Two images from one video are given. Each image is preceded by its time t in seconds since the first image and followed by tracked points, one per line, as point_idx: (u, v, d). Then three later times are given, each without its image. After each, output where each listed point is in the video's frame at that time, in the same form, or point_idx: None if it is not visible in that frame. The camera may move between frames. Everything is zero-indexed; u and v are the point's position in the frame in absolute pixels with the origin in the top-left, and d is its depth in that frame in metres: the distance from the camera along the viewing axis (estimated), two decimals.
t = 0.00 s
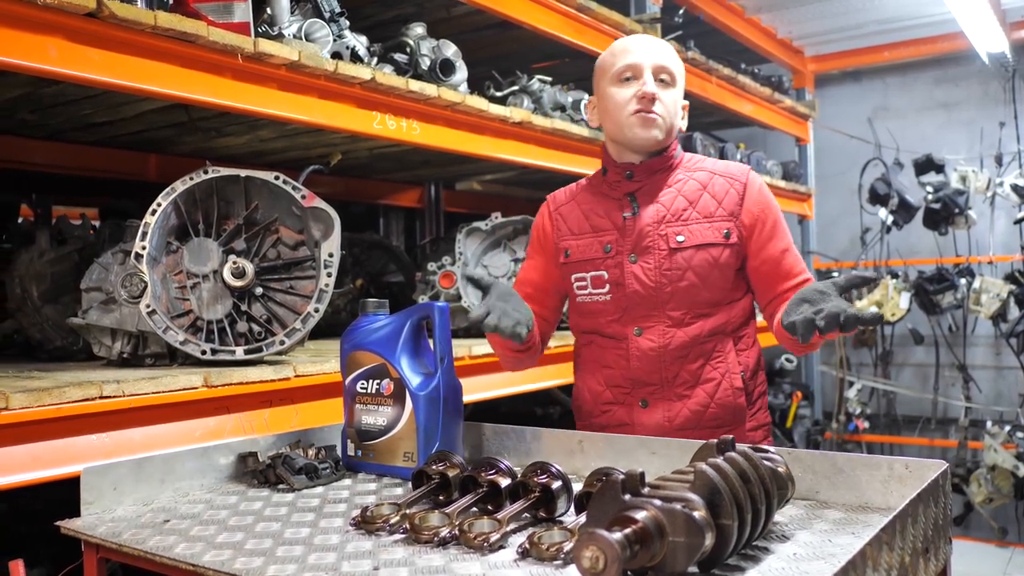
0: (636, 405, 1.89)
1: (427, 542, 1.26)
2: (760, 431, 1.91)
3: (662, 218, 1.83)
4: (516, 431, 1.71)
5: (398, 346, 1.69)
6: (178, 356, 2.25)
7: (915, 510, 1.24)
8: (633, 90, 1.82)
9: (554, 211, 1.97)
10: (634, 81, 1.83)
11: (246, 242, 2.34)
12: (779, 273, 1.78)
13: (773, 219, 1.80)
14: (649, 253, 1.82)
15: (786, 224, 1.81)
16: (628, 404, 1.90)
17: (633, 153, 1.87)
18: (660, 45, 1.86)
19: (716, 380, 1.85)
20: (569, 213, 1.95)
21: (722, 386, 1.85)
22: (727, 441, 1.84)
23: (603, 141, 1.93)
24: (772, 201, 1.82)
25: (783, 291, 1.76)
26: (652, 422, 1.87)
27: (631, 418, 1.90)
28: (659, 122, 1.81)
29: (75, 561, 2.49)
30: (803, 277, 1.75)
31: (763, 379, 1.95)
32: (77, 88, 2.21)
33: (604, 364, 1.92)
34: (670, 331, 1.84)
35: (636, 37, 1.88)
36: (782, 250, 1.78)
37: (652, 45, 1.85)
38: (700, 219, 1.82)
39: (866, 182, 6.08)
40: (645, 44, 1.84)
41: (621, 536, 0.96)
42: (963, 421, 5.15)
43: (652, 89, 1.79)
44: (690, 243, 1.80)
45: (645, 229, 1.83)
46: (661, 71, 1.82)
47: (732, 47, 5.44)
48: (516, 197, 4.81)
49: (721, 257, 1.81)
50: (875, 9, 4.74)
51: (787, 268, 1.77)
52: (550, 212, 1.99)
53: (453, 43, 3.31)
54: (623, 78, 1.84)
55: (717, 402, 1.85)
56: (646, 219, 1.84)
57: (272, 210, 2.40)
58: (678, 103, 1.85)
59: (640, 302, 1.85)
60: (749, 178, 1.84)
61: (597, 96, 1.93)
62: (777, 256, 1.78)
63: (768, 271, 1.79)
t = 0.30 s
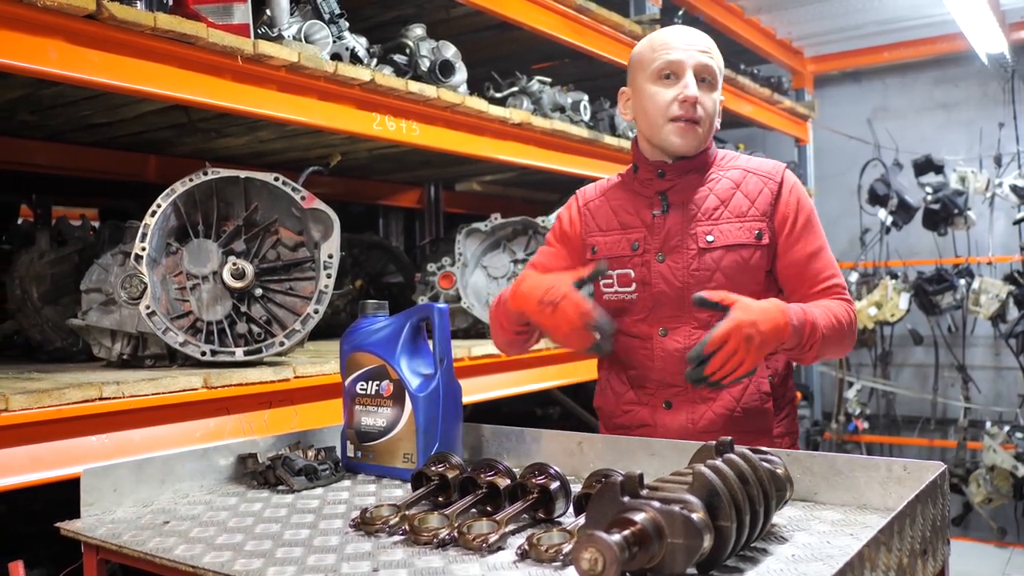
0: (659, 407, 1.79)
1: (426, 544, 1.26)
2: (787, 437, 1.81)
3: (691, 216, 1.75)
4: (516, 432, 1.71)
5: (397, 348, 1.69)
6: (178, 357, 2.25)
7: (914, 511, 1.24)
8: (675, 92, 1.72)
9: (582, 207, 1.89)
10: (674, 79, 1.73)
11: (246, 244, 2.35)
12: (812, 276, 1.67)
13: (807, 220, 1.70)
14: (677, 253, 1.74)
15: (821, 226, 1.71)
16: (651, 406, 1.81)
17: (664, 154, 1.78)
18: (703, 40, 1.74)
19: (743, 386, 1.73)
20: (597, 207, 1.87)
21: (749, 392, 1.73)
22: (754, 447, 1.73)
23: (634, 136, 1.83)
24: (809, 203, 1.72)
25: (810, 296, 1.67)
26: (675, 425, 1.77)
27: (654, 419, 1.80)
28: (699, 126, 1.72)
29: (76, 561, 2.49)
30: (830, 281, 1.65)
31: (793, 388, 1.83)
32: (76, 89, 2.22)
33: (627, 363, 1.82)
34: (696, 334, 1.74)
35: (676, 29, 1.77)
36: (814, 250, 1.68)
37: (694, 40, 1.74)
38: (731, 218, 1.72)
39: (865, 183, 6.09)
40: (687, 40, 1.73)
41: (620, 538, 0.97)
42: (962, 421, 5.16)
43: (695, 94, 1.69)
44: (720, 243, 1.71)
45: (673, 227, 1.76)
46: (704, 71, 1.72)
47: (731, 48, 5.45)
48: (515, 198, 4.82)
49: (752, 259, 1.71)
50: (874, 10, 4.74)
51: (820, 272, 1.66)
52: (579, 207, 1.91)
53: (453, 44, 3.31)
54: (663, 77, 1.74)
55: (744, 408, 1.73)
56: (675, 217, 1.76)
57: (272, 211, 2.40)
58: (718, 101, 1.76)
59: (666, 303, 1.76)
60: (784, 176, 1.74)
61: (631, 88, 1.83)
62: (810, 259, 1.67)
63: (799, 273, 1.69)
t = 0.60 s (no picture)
0: (670, 410, 1.81)
1: (425, 545, 1.27)
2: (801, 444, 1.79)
3: (709, 222, 1.76)
4: (515, 433, 1.72)
5: (397, 349, 1.70)
6: (178, 358, 2.26)
7: (911, 512, 1.25)
8: (687, 101, 1.71)
9: (604, 207, 1.93)
10: (688, 88, 1.72)
11: (246, 245, 2.35)
12: (835, 285, 1.68)
13: (832, 226, 1.70)
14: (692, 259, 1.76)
15: (846, 234, 1.71)
16: (661, 408, 1.82)
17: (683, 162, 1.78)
18: (719, 41, 1.71)
19: (755, 393, 1.74)
20: (619, 209, 1.90)
21: (761, 399, 1.73)
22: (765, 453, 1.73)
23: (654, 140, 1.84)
24: (835, 209, 1.71)
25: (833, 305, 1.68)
26: (684, 429, 1.79)
27: (663, 422, 1.82)
28: (716, 135, 1.70)
29: (77, 561, 2.50)
30: (853, 290, 1.66)
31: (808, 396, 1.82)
32: (76, 91, 2.22)
33: (641, 364, 1.86)
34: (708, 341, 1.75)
35: (691, 31, 1.74)
36: (839, 256, 1.68)
37: (709, 43, 1.71)
38: (749, 224, 1.73)
39: (863, 184, 6.10)
40: (701, 45, 1.71)
41: (619, 539, 0.97)
42: (960, 421, 5.17)
43: (707, 103, 1.68)
44: (736, 250, 1.72)
45: (690, 234, 1.77)
46: (718, 76, 1.70)
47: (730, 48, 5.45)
48: (514, 198, 4.83)
49: (770, 266, 1.72)
50: (873, 11, 4.75)
51: (844, 279, 1.67)
52: (601, 206, 1.94)
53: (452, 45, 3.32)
54: (677, 85, 1.73)
55: (755, 414, 1.74)
56: (691, 223, 1.77)
57: (271, 213, 2.40)
58: (737, 105, 1.73)
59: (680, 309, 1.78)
60: (809, 181, 1.74)
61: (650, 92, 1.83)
62: (832, 267, 1.68)
63: (821, 280, 1.70)
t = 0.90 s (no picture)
0: (678, 413, 1.85)
1: (427, 548, 1.28)
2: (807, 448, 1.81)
3: (721, 225, 1.79)
4: (515, 435, 1.73)
5: (398, 353, 1.70)
6: (179, 360, 2.27)
7: (909, 515, 1.26)
8: (710, 100, 1.70)
9: (615, 205, 1.94)
10: (711, 87, 1.71)
11: (247, 248, 2.36)
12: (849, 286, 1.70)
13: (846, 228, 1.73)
14: (704, 261, 1.79)
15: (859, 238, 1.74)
16: (670, 412, 1.86)
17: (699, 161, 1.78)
18: (744, 43, 1.70)
19: (764, 399, 1.76)
20: (630, 207, 1.92)
21: (769, 405, 1.75)
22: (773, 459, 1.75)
23: (671, 138, 1.84)
24: (849, 214, 1.75)
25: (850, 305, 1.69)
26: (693, 433, 1.82)
27: (671, 425, 1.85)
28: (734, 136, 1.70)
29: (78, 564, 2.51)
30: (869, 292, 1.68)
31: (817, 400, 1.83)
32: (77, 95, 2.23)
33: (649, 366, 1.89)
34: (717, 344, 1.78)
35: (717, 31, 1.73)
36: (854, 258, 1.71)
37: (734, 44, 1.69)
38: (763, 227, 1.76)
39: (862, 185, 6.11)
40: (728, 45, 1.69)
41: (619, 543, 0.98)
42: (959, 422, 5.17)
43: (729, 104, 1.67)
44: (749, 254, 1.75)
45: (703, 236, 1.80)
46: (742, 78, 1.69)
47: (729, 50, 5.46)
48: (513, 200, 4.84)
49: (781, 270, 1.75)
50: (871, 13, 4.76)
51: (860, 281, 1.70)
52: (612, 203, 1.96)
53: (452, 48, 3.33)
54: (701, 83, 1.72)
55: (763, 420, 1.76)
56: (703, 225, 1.80)
57: (272, 216, 2.40)
58: (758, 107, 1.73)
59: (691, 311, 1.81)
60: (824, 185, 1.76)
61: (672, 89, 1.82)
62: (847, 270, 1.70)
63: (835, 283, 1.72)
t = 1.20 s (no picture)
0: (684, 415, 1.85)
1: (430, 550, 1.29)
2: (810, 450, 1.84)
3: (726, 228, 1.80)
4: (516, 437, 1.74)
5: (400, 355, 1.71)
6: (181, 362, 2.28)
7: (908, 517, 1.27)
8: (715, 105, 1.70)
9: (619, 208, 1.95)
10: (716, 92, 1.71)
11: (249, 250, 2.37)
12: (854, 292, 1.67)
13: (849, 229, 1.73)
14: (709, 263, 1.80)
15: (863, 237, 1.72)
16: (676, 414, 1.86)
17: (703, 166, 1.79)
18: (749, 51, 1.70)
19: (770, 400, 1.79)
20: (634, 210, 1.92)
21: (776, 406, 1.78)
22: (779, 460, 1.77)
23: (676, 142, 1.85)
24: (852, 214, 1.74)
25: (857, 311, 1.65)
26: (699, 434, 1.83)
27: (678, 428, 1.85)
28: (738, 142, 1.71)
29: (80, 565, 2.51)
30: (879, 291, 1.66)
31: (819, 401, 1.87)
32: (80, 98, 2.24)
33: (654, 368, 1.89)
34: (723, 346, 1.79)
35: (722, 37, 1.73)
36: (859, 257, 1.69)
37: (739, 52, 1.70)
38: (767, 229, 1.77)
39: (862, 186, 6.12)
40: (734, 52, 1.70)
41: (620, 545, 0.99)
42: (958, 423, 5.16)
43: (734, 110, 1.67)
44: (754, 256, 1.76)
45: (707, 239, 1.81)
46: (747, 85, 1.69)
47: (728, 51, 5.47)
48: (514, 201, 4.85)
49: (786, 271, 1.76)
50: (871, 14, 4.77)
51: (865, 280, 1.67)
52: (616, 206, 1.96)
53: (452, 50, 3.34)
54: (705, 88, 1.72)
55: (770, 422, 1.78)
56: (707, 228, 1.81)
57: (274, 219, 2.43)
58: (761, 113, 1.73)
59: (697, 313, 1.82)
60: (826, 188, 1.77)
61: (677, 94, 1.82)
62: (852, 268, 1.69)
63: (842, 282, 1.70)
